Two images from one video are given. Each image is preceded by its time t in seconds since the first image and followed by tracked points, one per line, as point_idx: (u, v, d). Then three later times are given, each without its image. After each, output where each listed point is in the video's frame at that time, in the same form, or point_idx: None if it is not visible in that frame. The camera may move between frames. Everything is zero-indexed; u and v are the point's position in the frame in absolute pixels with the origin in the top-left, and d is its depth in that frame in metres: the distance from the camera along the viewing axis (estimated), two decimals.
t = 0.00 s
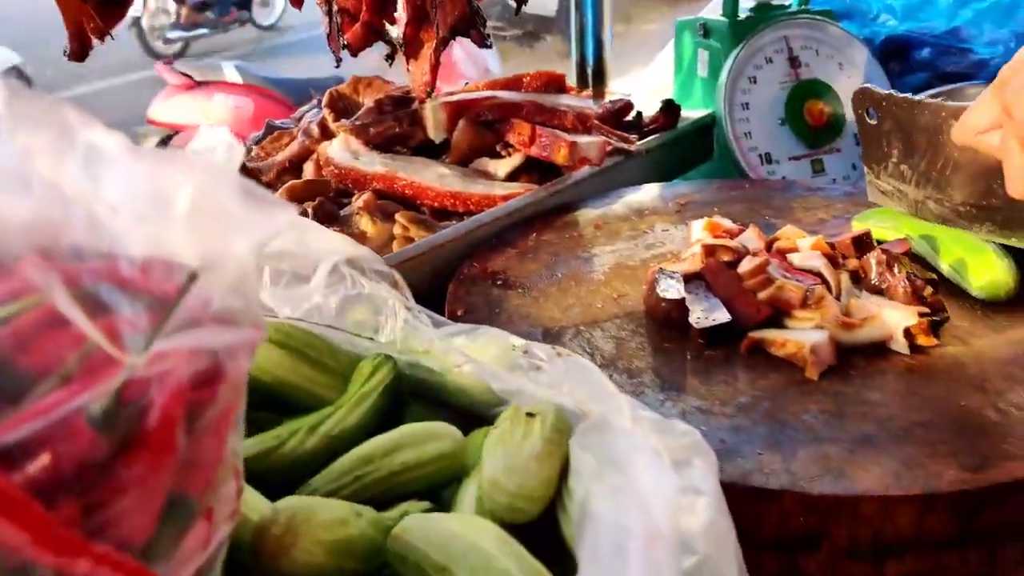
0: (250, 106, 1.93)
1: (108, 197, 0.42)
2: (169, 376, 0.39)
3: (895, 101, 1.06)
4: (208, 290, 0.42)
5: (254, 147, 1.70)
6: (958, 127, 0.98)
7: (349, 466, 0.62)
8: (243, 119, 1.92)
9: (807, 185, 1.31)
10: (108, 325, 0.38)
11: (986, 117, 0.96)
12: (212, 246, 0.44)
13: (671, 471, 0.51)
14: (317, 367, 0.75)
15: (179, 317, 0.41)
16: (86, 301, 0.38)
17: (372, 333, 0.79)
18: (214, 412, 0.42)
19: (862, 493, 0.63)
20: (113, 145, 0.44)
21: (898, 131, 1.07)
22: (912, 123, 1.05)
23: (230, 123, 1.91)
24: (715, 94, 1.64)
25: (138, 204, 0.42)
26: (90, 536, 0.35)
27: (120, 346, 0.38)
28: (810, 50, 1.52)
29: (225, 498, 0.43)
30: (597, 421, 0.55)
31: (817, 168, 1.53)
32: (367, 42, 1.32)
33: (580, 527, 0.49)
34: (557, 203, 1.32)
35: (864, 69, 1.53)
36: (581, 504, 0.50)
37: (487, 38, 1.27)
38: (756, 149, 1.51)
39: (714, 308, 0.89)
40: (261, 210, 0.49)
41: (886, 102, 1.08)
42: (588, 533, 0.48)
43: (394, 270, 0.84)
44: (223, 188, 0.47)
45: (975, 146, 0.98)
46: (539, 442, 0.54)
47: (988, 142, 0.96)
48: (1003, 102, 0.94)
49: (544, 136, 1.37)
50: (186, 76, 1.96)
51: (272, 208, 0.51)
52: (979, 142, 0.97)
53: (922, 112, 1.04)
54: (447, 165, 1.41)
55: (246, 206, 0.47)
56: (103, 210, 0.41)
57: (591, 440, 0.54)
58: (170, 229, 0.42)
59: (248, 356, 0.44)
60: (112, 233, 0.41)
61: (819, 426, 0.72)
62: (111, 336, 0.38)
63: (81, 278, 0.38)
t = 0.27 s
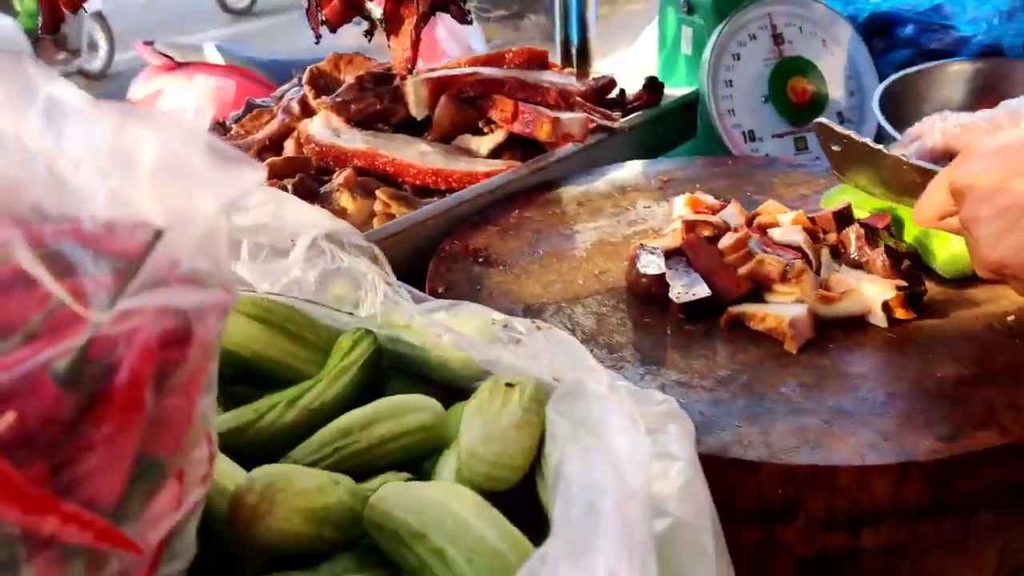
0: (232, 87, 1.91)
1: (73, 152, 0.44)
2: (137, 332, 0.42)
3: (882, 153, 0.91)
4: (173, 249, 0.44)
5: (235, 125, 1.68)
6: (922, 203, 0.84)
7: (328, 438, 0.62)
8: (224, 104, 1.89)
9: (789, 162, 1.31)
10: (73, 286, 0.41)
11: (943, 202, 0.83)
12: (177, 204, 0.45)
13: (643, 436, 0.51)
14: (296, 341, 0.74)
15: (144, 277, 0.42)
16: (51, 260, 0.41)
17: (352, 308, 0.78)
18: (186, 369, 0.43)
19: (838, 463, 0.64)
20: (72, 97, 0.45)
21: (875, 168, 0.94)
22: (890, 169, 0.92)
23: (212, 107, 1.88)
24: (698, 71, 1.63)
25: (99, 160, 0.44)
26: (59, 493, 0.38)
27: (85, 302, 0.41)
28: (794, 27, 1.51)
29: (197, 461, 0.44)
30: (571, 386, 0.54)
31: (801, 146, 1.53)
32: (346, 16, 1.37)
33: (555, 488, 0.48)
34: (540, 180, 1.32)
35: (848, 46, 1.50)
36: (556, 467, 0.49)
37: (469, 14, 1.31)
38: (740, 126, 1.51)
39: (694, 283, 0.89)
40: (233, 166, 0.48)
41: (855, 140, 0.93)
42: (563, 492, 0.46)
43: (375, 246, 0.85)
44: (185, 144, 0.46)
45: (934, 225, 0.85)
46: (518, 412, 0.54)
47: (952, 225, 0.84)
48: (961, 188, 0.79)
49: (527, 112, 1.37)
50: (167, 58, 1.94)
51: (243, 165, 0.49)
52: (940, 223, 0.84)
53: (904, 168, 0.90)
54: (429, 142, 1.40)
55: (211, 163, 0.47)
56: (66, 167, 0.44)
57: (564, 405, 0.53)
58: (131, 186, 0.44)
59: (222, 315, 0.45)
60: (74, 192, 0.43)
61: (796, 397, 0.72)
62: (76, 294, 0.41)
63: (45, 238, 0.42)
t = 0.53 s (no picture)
0: (210, 77, 1.89)
1: (24, 131, 0.43)
2: (93, 314, 0.42)
3: (906, 105, 0.88)
4: (130, 229, 0.44)
5: (210, 111, 1.66)
6: (943, 150, 0.81)
7: (301, 424, 0.62)
8: (203, 91, 1.88)
9: (767, 144, 1.31)
10: (25, 269, 0.41)
11: (969, 151, 0.79)
12: (134, 183, 0.44)
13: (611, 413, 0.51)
14: (270, 327, 0.73)
15: (98, 258, 0.43)
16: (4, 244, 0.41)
17: (326, 294, 0.78)
18: (144, 352, 0.43)
19: (814, 442, 0.65)
20: (24, 74, 0.44)
21: (896, 131, 0.90)
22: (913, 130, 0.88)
23: (190, 93, 1.86)
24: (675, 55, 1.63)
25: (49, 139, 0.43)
26: (13, 477, 0.38)
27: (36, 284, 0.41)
28: (771, 10, 1.49)
29: (160, 447, 0.44)
30: (541, 365, 0.54)
31: (779, 128, 1.53)
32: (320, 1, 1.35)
33: (521, 467, 0.48)
34: (518, 164, 1.31)
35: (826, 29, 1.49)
36: (524, 447, 0.49)
37: None
38: (718, 109, 1.51)
39: (671, 266, 0.89)
40: (194, 144, 0.47)
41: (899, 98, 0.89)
42: (526, 471, 0.46)
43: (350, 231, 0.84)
44: (144, 123, 0.45)
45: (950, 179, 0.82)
46: (490, 393, 0.54)
47: (965, 180, 0.80)
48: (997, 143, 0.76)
49: (504, 96, 1.37)
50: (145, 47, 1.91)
51: (205, 143, 0.48)
52: (955, 175, 0.81)
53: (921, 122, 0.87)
54: (406, 126, 1.39)
55: (171, 140, 0.46)
56: (15, 145, 0.43)
57: (533, 382, 0.53)
58: (85, 167, 0.43)
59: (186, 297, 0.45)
60: (25, 172, 0.43)
61: (773, 377, 0.73)
62: (30, 279, 0.41)
63: None
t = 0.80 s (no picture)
0: (181, 73, 1.88)
1: None
2: (28, 313, 0.42)
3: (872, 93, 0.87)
4: (64, 224, 0.44)
5: (177, 107, 1.64)
6: (906, 131, 0.82)
7: (264, 421, 0.61)
8: (175, 83, 1.88)
9: (736, 131, 1.31)
10: None
11: (930, 131, 0.80)
12: (70, 179, 0.44)
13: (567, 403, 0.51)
14: (232, 324, 0.73)
15: (32, 256, 0.43)
16: None
17: (290, 289, 0.77)
18: (83, 353, 0.44)
19: (779, 426, 0.65)
20: None
21: (866, 118, 0.90)
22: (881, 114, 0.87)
23: (161, 87, 1.87)
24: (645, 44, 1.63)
25: None
26: None
27: None
28: None
29: (106, 448, 0.45)
30: (502, 357, 0.54)
31: (749, 116, 1.53)
32: None
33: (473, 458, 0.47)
34: (488, 156, 1.31)
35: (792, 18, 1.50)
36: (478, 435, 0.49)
37: None
38: (688, 98, 1.51)
39: (639, 254, 0.89)
40: (134, 139, 0.47)
41: (867, 85, 0.89)
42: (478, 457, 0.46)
43: (313, 226, 0.84)
44: (80, 120, 0.44)
45: (916, 159, 0.82)
46: (453, 386, 0.54)
47: (929, 159, 0.80)
48: (950, 119, 0.77)
49: (472, 87, 1.35)
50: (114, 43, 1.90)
51: (145, 138, 0.47)
52: (920, 156, 0.81)
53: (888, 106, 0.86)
54: (375, 119, 1.38)
55: (110, 136, 0.45)
56: None
57: (489, 375, 0.53)
58: (17, 163, 0.42)
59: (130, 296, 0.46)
60: None
61: (740, 363, 0.73)
62: None
63: None
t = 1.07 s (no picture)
0: (148, 76, 1.85)
1: None
2: None
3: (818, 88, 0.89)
4: None
5: (138, 114, 1.61)
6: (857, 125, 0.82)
7: (221, 434, 0.60)
8: (141, 87, 1.85)
9: (700, 129, 1.32)
10: None
11: (883, 121, 0.79)
12: None
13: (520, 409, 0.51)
14: (192, 336, 0.72)
15: None
16: None
17: (250, 299, 0.76)
18: (21, 374, 0.42)
19: (740, 423, 0.65)
20: None
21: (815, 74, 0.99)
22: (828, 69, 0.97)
23: (128, 92, 1.84)
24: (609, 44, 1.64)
25: None
26: None
27: None
28: None
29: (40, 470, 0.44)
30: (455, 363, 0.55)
31: (713, 113, 1.54)
32: None
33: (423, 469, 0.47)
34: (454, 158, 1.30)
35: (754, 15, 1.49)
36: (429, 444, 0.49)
37: None
38: (653, 96, 1.52)
39: (602, 255, 0.89)
40: (63, 155, 0.45)
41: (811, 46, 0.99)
42: (426, 468, 0.46)
43: (273, 234, 0.82)
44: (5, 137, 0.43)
45: (872, 152, 0.81)
46: (410, 394, 0.54)
47: (886, 151, 0.79)
48: (903, 111, 0.76)
49: (436, 90, 1.35)
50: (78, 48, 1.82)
51: (76, 154, 0.46)
52: (876, 149, 0.80)
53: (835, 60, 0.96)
54: (339, 124, 1.37)
55: (37, 153, 0.44)
56: None
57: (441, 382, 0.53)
58: None
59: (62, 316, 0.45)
60: None
61: (702, 361, 0.73)
62: None
63: None
